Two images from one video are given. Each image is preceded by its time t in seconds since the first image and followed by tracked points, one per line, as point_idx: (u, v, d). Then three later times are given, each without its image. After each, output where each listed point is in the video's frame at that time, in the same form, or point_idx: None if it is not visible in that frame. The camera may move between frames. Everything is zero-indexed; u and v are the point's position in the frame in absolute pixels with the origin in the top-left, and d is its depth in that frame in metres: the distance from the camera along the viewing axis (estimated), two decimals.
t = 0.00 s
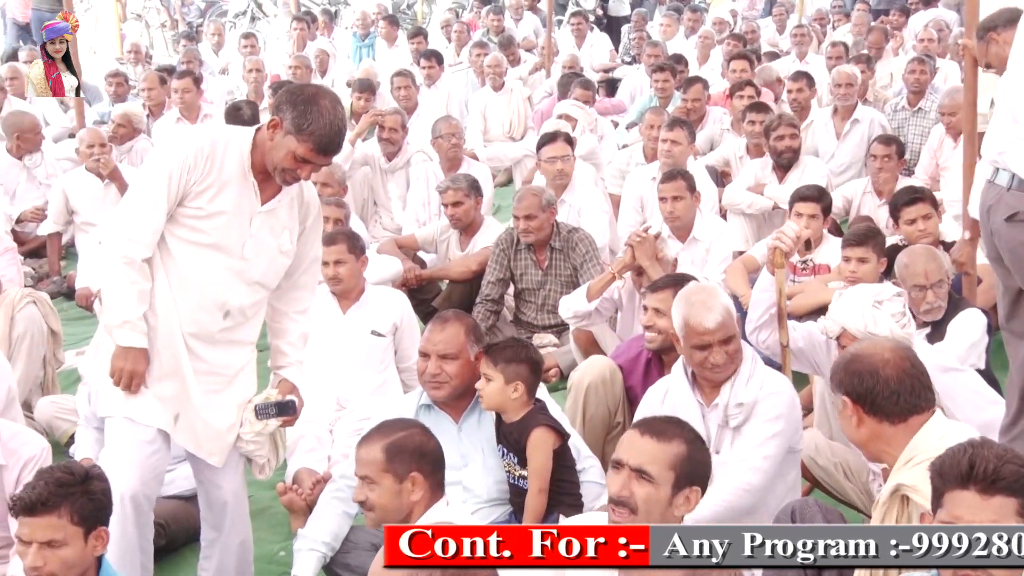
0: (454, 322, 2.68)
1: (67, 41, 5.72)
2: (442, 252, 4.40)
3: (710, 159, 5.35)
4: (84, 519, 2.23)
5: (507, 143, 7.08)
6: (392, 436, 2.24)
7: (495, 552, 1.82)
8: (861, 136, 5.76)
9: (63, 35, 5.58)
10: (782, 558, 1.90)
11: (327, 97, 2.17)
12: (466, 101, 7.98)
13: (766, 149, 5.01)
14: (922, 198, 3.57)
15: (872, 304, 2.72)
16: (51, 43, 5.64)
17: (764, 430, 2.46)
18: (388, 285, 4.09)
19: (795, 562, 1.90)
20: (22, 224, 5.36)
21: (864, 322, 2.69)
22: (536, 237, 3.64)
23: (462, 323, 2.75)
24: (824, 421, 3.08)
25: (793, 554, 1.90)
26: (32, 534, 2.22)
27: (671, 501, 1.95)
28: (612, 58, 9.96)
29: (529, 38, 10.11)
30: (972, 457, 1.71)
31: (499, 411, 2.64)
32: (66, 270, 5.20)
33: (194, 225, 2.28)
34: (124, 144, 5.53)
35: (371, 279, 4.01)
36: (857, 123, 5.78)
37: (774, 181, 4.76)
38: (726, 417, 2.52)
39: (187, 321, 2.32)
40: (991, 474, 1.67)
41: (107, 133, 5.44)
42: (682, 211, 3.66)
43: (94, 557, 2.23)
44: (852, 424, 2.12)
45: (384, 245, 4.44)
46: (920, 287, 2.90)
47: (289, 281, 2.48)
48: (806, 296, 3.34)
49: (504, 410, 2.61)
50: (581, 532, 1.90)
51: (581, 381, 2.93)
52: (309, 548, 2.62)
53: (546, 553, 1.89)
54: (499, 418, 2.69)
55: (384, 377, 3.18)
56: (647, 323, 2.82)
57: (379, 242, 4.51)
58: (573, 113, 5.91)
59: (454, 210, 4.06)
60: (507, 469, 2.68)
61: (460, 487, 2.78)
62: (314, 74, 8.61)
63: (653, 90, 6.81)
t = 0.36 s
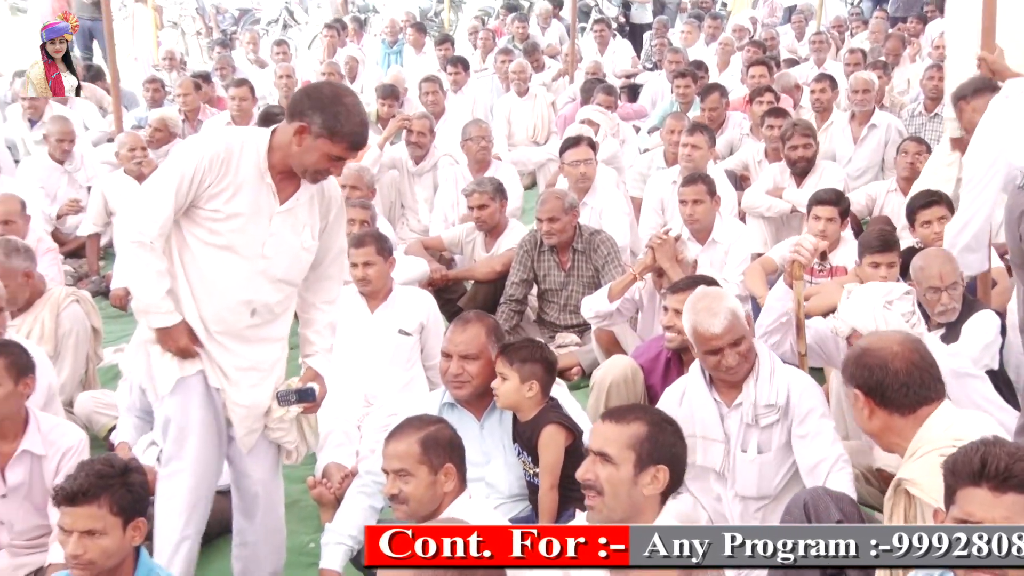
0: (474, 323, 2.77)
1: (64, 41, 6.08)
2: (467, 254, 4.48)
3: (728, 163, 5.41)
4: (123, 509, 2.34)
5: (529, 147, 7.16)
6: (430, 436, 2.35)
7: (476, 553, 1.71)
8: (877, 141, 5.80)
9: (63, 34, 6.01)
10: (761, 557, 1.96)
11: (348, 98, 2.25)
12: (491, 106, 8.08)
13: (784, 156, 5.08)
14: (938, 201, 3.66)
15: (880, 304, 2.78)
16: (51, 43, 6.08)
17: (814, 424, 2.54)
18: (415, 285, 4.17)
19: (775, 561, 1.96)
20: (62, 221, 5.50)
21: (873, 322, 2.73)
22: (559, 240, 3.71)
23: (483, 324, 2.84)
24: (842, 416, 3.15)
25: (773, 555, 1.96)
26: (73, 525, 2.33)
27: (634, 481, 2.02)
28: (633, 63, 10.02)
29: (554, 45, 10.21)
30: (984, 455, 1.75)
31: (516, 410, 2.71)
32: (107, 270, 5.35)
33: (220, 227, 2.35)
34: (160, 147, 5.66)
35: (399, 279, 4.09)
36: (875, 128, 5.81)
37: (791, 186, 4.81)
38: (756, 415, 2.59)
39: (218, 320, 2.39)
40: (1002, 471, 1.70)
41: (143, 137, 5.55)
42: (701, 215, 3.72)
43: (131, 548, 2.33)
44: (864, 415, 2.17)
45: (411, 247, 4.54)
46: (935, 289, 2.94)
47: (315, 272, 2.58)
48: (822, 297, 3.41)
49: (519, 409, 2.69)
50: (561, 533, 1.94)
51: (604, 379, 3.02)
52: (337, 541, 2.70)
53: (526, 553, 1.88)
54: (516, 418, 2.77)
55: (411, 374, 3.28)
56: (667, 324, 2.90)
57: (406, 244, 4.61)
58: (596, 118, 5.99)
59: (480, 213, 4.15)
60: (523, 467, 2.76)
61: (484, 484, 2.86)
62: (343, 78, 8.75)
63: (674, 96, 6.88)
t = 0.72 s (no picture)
0: (497, 320, 3.10)
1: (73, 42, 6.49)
2: (493, 259, 4.81)
3: (728, 177, 5.75)
4: (186, 485, 2.65)
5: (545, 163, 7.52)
6: (461, 423, 2.68)
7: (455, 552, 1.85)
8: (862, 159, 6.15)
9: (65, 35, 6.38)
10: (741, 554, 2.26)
11: (385, 109, 2.56)
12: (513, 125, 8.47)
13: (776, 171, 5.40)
14: (916, 213, 3.93)
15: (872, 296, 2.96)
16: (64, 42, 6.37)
17: (801, 418, 2.87)
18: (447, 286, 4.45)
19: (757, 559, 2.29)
20: (135, 228, 5.95)
21: (868, 319, 2.94)
22: (575, 246, 4.03)
23: (505, 320, 3.17)
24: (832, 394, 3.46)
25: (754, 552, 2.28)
26: (144, 497, 2.64)
27: (585, 465, 2.28)
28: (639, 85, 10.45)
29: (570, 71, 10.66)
30: (958, 439, 2.01)
31: (528, 400, 3.04)
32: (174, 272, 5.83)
33: (283, 244, 2.62)
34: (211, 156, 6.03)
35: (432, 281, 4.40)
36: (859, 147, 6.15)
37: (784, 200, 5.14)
38: (754, 409, 2.89)
39: (286, 326, 2.69)
40: (970, 454, 1.96)
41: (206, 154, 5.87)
42: (705, 224, 4.04)
43: (194, 518, 2.63)
44: (910, 403, 2.41)
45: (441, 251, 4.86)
46: (912, 291, 3.25)
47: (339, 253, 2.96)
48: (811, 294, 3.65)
49: (532, 399, 3.01)
50: (541, 535, 2.11)
51: (618, 373, 3.35)
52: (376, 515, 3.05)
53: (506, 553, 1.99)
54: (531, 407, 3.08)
55: (442, 366, 3.64)
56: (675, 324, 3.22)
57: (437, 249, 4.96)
58: (610, 137, 6.34)
59: (505, 222, 4.48)
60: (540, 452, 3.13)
61: (507, 464, 3.19)
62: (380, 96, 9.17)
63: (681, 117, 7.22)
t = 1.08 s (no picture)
0: (521, 315, 3.57)
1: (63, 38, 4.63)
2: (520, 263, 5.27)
3: (727, 193, 6.20)
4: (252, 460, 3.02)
5: (567, 178, 8.00)
6: (491, 409, 3.15)
7: (434, 549, 2.22)
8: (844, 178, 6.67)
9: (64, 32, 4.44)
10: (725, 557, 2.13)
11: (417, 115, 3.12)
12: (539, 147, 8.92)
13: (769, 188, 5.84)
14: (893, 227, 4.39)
15: (842, 300, 3.35)
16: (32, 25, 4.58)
17: (783, 402, 3.32)
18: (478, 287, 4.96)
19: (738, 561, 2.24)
20: (212, 237, 6.55)
21: (839, 318, 3.33)
22: (593, 252, 4.47)
23: (529, 316, 3.63)
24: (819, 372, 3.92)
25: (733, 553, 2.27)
26: (217, 468, 3.02)
27: (589, 450, 2.78)
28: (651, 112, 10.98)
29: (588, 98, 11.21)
30: (924, 423, 2.23)
31: (548, 387, 3.48)
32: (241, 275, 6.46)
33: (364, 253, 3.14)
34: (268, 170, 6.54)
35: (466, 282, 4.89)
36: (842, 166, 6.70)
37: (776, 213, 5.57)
38: (744, 392, 3.34)
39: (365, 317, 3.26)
40: (936, 435, 2.17)
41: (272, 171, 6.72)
42: (706, 233, 4.46)
43: (260, 487, 3.01)
44: (923, 394, 2.77)
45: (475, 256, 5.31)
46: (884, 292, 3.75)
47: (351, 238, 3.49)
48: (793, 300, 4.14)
49: (551, 385, 3.45)
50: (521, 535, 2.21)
51: (631, 366, 3.78)
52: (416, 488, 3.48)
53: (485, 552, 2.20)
54: (550, 393, 3.54)
55: (474, 356, 4.12)
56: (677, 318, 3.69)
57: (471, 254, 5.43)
58: (621, 156, 6.80)
59: (530, 230, 4.93)
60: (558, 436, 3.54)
61: (533, 444, 3.63)
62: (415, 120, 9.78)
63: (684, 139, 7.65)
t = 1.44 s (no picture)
0: (542, 311, 4.07)
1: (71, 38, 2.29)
2: (542, 266, 5.78)
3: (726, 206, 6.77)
4: (306, 438, 3.46)
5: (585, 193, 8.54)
6: (524, 395, 3.64)
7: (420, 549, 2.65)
8: (831, 192, 7.26)
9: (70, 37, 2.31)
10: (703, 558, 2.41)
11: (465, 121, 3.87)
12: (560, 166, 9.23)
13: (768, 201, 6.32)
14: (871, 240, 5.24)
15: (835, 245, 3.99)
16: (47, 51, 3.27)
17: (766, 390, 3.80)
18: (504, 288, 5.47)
19: (716, 560, 2.40)
20: (274, 243, 7.19)
21: (834, 260, 3.94)
22: (607, 256, 4.95)
23: (549, 313, 4.13)
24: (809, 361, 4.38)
25: (713, 555, 2.39)
26: (277, 448, 3.44)
27: (605, 435, 3.26)
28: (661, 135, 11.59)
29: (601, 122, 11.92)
30: (897, 409, 2.54)
31: (559, 376, 3.98)
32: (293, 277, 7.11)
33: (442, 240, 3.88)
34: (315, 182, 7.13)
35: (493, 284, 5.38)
36: (828, 182, 7.29)
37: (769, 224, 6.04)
38: (733, 379, 3.87)
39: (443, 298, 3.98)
40: (908, 421, 2.49)
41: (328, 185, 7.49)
42: (708, 242, 4.93)
43: (313, 463, 3.46)
44: (890, 382, 3.12)
45: (503, 262, 5.82)
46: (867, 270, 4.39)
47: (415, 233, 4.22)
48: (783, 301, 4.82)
49: (562, 375, 3.96)
50: (502, 534, 2.52)
51: (638, 355, 4.31)
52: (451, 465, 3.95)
53: (467, 552, 2.53)
54: (563, 383, 4.03)
55: (502, 350, 4.64)
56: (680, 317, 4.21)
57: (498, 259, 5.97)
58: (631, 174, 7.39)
59: (552, 238, 5.43)
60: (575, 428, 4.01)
61: (553, 428, 4.08)
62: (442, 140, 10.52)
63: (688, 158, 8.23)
